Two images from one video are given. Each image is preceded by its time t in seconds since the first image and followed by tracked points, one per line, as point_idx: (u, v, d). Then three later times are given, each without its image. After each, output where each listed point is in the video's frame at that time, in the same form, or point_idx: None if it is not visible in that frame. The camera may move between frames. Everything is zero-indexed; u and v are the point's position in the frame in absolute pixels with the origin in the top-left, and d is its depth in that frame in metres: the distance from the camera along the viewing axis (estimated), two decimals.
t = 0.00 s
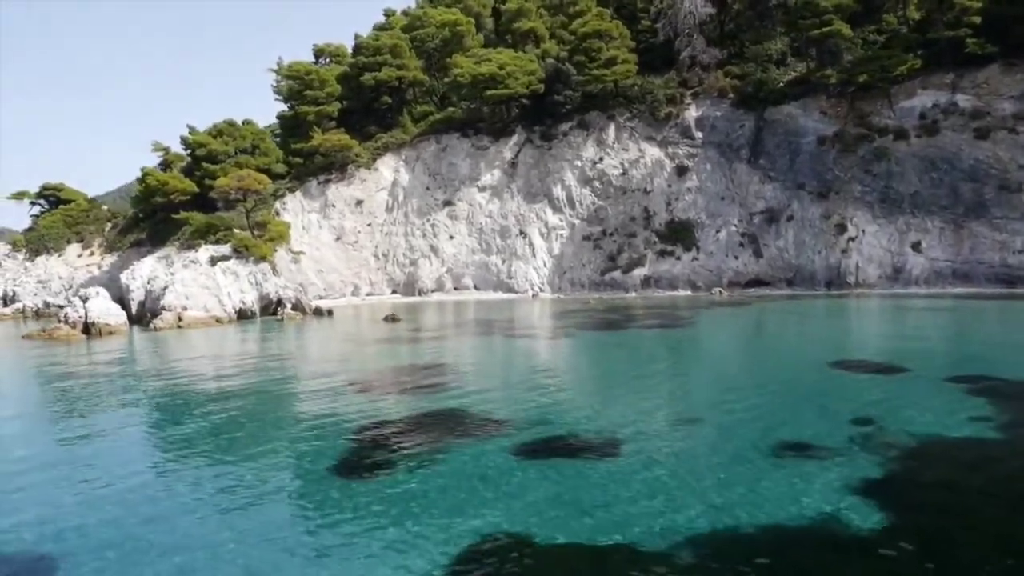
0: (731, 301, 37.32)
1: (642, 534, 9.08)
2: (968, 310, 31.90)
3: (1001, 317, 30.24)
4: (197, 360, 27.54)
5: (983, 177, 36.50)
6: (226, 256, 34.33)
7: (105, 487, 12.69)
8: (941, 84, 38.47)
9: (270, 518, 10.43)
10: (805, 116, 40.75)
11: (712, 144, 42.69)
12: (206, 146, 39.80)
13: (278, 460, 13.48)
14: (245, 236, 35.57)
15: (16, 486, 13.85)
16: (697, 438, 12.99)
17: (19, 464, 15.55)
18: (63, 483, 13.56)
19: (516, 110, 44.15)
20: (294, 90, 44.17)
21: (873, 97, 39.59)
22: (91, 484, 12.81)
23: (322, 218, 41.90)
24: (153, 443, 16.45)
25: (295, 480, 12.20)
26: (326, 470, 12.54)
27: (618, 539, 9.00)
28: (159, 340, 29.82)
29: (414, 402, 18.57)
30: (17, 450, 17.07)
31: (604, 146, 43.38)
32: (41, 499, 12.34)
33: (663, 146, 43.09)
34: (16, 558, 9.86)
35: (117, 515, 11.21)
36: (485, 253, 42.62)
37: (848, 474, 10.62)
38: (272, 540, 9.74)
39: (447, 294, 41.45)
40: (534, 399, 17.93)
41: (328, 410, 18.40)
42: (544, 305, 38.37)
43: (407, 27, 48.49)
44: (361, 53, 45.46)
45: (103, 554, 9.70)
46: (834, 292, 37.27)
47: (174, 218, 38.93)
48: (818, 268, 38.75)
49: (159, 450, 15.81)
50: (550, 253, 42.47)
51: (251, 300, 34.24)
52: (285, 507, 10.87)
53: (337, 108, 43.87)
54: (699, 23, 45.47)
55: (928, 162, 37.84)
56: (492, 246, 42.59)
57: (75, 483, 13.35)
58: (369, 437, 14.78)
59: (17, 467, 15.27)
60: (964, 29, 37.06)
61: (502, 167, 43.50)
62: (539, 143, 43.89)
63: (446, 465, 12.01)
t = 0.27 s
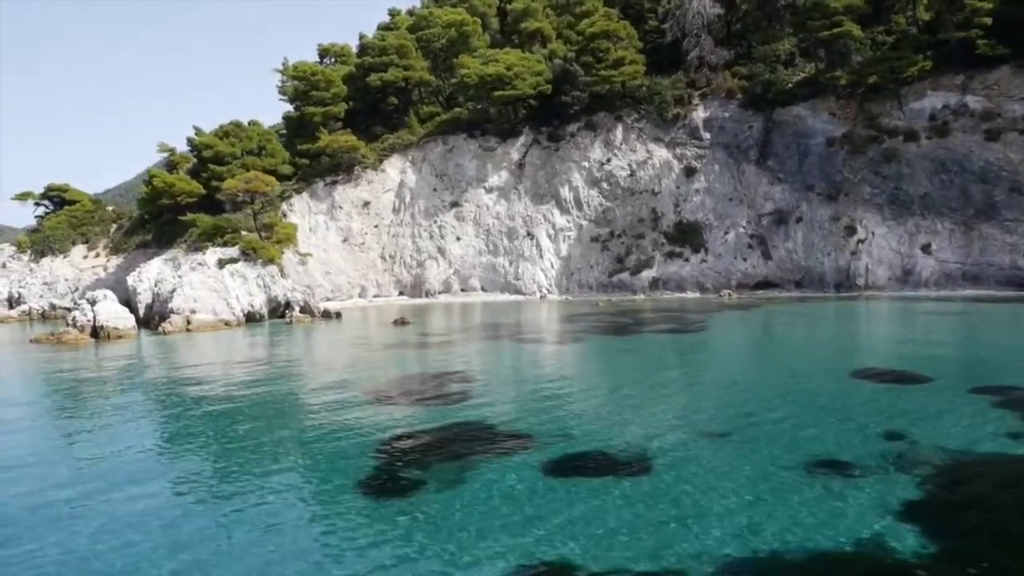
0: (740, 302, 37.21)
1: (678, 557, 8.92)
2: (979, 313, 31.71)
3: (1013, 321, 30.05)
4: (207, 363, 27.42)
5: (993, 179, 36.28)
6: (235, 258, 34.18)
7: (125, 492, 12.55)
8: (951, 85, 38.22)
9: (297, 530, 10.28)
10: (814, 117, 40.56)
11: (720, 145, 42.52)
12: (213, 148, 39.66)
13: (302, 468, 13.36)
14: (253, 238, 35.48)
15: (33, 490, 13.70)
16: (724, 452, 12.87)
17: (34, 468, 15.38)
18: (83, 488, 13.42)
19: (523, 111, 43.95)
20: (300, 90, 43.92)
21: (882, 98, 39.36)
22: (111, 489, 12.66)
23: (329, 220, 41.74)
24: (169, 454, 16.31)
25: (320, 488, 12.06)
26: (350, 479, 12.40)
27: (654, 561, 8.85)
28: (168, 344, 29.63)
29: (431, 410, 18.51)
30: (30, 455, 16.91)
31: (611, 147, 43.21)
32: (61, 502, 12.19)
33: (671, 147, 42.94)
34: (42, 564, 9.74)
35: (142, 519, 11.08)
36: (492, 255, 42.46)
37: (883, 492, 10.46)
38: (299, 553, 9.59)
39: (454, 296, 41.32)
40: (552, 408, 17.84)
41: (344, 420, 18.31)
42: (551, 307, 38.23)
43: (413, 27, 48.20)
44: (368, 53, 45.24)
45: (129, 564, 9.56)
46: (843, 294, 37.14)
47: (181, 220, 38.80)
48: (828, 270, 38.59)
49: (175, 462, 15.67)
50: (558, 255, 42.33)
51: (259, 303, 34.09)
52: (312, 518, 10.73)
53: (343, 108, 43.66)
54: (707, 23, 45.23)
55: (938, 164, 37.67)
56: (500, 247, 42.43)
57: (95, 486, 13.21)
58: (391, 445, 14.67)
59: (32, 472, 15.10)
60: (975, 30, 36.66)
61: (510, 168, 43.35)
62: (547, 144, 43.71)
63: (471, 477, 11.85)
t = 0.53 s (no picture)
0: (751, 299, 37.02)
1: None
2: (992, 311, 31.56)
3: None
4: (218, 362, 27.23)
5: (1006, 176, 36.10)
6: (245, 256, 34.01)
7: (153, 502, 12.42)
8: (964, 81, 38.01)
9: (334, 546, 10.19)
10: (825, 113, 40.33)
11: (729, 140, 42.28)
12: (221, 143, 39.19)
13: (327, 476, 13.26)
14: (262, 235, 35.26)
15: (55, 491, 13.52)
16: (756, 464, 12.78)
17: (51, 469, 15.16)
18: (105, 492, 13.24)
19: (531, 106, 43.63)
20: (307, 85, 43.58)
21: (894, 94, 39.08)
22: (138, 502, 12.52)
23: (337, 216, 41.53)
24: (186, 446, 16.11)
25: (351, 499, 11.96)
26: (380, 490, 12.30)
27: None
28: (178, 343, 29.43)
29: (450, 410, 18.38)
30: (45, 451, 16.67)
31: (620, 143, 42.96)
32: (90, 513, 12.06)
33: (681, 143, 42.67)
34: None
35: (174, 536, 10.95)
36: (501, 251, 42.26)
37: (925, 509, 10.38)
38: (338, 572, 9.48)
39: (462, 293, 41.16)
40: (574, 414, 17.72)
41: (362, 416, 18.13)
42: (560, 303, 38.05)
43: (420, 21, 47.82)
44: (375, 48, 44.87)
45: None
46: (854, 292, 36.98)
47: (189, 216, 38.53)
48: (838, 266, 38.42)
49: (193, 454, 15.46)
50: (566, 251, 42.14)
51: (269, 301, 33.93)
52: (347, 532, 10.65)
53: (350, 104, 43.33)
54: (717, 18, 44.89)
55: (950, 161, 37.50)
56: (508, 244, 42.23)
57: (120, 493, 13.05)
58: (414, 448, 14.57)
59: (50, 471, 14.87)
60: (990, 26, 36.45)
61: (518, 164, 43.13)
62: (555, 140, 43.46)
63: (504, 489, 11.75)
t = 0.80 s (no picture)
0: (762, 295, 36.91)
1: None
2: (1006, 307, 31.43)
3: None
4: (230, 360, 27.06)
5: (1019, 171, 35.86)
6: (255, 252, 33.90)
7: (181, 515, 12.29)
8: (977, 75, 37.53)
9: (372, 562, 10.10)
10: (837, 107, 39.99)
11: (740, 134, 41.99)
12: (228, 138, 38.73)
13: (356, 487, 13.16)
14: (272, 231, 35.06)
15: (80, 500, 13.40)
16: (789, 475, 12.65)
17: (74, 474, 15.07)
18: (132, 502, 13.12)
19: (540, 99, 43.28)
20: (314, 78, 43.10)
21: (907, 88, 38.67)
22: (166, 514, 12.40)
23: (345, 211, 41.31)
24: (209, 453, 16.01)
25: (383, 512, 11.85)
26: (411, 502, 12.18)
27: None
28: (190, 341, 29.28)
29: (469, 415, 18.27)
30: (64, 455, 16.52)
31: (630, 136, 42.67)
32: (119, 526, 11.95)
33: (690, 137, 42.39)
34: None
35: (208, 552, 10.85)
36: (510, 245, 42.09)
37: (967, 528, 10.25)
38: None
39: (471, 288, 41.05)
40: (597, 417, 17.58)
41: (381, 420, 17.99)
42: (570, 299, 37.94)
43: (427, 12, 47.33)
44: (382, 40, 44.42)
45: None
46: (866, 287, 36.88)
47: (197, 211, 38.29)
48: (850, 261, 38.31)
49: (217, 463, 15.36)
50: (575, 246, 41.96)
51: (279, 297, 33.81)
52: (383, 547, 10.57)
53: (358, 97, 42.95)
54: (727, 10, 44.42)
55: (963, 155, 37.25)
56: (517, 238, 42.06)
57: (147, 503, 12.95)
58: (441, 457, 14.47)
59: (72, 478, 14.75)
60: (1005, 19, 35.93)
61: (527, 158, 42.84)
62: (564, 133, 43.19)
63: (537, 502, 11.65)
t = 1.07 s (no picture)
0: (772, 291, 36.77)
1: None
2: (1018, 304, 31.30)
3: None
4: (239, 359, 26.88)
5: None
6: (263, 249, 33.66)
7: (205, 525, 12.17)
8: (989, 70, 37.23)
9: (402, 571, 9.92)
10: (847, 102, 39.72)
11: (749, 129, 41.72)
12: (235, 132, 38.66)
13: (381, 494, 13.01)
14: (280, 228, 34.93)
15: (101, 509, 13.28)
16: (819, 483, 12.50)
17: (92, 482, 14.97)
18: (155, 514, 12.95)
19: (548, 94, 43.00)
20: (320, 72, 42.84)
21: (918, 83, 38.37)
22: (190, 525, 12.28)
23: (353, 206, 41.12)
24: (227, 459, 15.86)
25: (410, 519, 11.67)
26: (437, 506, 12.05)
27: None
28: (199, 339, 29.12)
29: (482, 419, 18.13)
30: (79, 462, 16.38)
31: (638, 132, 42.43)
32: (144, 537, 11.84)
33: (699, 132, 42.13)
34: None
35: (235, 563, 10.69)
36: (517, 241, 41.92)
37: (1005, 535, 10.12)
38: None
39: (479, 284, 40.89)
40: (614, 420, 17.45)
41: (396, 422, 17.86)
42: (579, 295, 37.80)
43: (433, 6, 46.98)
44: (389, 34, 44.10)
45: None
46: (876, 284, 36.74)
47: (204, 207, 38.06)
48: (860, 258, 38.13)
49: (236, 468, 15.24)
50: (583, 242, 41.76)
51: (289, 294, 33.69)
52: (412, 553, 10.44)
53: (364, 91, 42.67)
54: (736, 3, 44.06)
55: (974, 151, 37.06)
56: (525, 234, 41.88)
57: (169, 513, 12.81)
58: (462, 460, 14.33)
59: (92, 487, 14.66)
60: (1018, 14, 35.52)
61: (535, 153, 42.64)
62: (572, 128, 42.95)
63: (566, 504, 11.53)
